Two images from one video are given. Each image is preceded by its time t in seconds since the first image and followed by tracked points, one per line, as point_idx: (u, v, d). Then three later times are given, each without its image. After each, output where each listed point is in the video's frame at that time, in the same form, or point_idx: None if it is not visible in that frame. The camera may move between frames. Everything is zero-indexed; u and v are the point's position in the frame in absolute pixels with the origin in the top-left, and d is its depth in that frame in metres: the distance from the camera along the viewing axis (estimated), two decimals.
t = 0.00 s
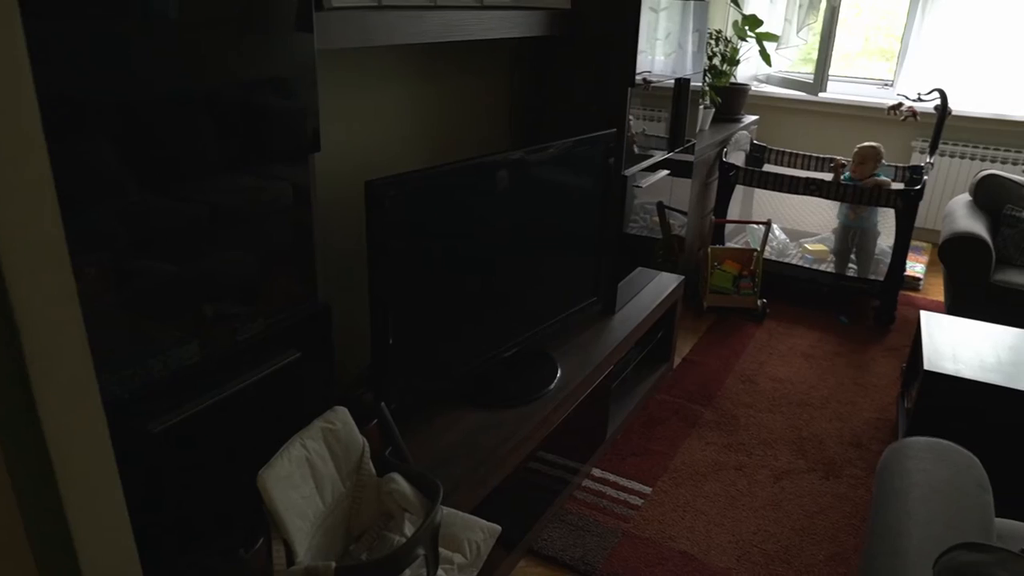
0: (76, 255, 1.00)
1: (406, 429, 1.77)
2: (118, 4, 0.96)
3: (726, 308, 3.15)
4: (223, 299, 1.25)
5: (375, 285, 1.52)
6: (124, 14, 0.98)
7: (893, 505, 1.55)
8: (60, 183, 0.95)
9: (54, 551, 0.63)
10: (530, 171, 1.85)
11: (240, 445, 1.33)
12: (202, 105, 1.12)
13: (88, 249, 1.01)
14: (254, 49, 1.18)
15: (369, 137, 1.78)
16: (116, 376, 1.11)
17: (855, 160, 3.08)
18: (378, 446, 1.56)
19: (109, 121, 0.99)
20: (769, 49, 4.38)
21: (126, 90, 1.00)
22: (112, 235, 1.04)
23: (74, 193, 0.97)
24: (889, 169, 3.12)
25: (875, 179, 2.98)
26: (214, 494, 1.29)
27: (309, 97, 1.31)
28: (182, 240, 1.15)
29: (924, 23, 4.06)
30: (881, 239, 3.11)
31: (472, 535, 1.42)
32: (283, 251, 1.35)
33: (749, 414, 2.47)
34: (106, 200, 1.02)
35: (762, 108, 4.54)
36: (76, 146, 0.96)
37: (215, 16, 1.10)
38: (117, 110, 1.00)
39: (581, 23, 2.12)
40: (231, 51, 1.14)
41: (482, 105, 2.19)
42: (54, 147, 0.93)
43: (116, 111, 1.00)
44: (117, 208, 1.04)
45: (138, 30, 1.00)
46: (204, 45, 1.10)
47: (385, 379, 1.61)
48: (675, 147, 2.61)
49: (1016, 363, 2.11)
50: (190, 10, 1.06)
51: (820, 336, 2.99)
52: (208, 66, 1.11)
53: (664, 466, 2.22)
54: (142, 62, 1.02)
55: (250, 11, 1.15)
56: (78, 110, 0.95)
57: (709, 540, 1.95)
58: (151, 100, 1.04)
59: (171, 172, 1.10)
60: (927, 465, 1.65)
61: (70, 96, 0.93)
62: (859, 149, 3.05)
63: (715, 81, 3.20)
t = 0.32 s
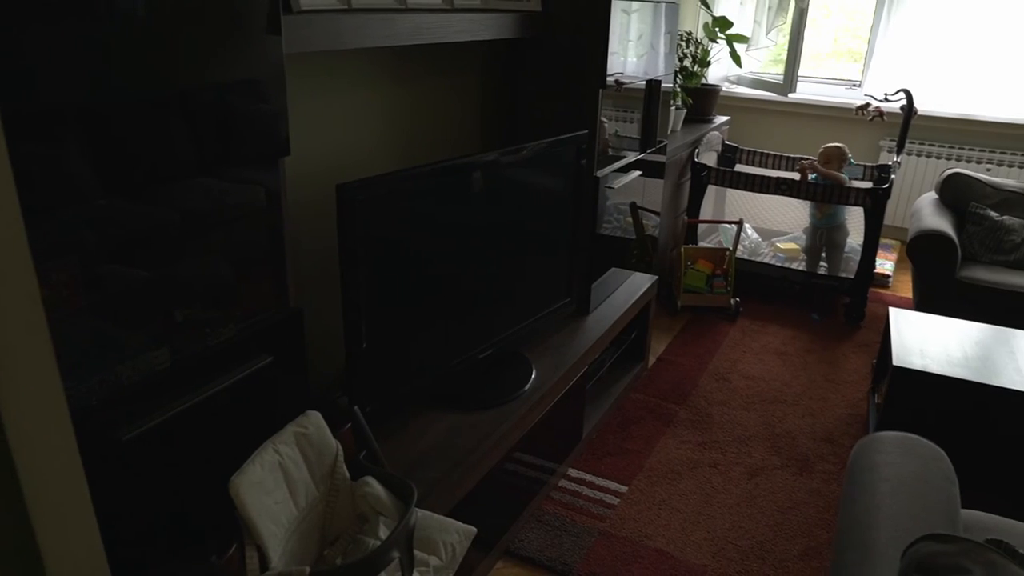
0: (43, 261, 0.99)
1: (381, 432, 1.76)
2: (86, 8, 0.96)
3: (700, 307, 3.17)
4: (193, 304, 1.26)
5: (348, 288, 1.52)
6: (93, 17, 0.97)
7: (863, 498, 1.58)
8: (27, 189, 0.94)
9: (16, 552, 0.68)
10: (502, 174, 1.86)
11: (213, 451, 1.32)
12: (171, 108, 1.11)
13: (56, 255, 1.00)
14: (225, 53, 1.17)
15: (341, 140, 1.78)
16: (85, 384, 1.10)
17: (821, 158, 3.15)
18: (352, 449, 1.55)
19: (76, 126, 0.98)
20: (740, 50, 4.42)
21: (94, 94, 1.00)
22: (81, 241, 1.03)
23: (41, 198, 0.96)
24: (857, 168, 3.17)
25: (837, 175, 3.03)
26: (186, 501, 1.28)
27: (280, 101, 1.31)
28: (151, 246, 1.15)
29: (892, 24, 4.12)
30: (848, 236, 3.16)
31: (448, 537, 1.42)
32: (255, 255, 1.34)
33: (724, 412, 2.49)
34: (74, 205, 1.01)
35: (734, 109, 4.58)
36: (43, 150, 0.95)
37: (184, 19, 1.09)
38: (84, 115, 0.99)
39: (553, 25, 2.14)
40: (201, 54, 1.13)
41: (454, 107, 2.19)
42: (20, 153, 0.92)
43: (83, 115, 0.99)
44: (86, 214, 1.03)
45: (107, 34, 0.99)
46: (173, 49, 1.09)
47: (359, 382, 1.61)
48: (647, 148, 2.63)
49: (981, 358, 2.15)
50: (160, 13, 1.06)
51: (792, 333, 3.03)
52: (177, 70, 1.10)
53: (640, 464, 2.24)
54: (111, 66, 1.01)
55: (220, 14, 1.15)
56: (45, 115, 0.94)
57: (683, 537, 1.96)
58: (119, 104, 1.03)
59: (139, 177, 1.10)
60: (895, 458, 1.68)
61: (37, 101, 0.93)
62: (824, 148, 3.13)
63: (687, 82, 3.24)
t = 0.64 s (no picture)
0: (9, 268, 0.98)
1: (355, 436, 1.76)
2: (52, 11, 0.95)
3: (674, 307, 3.19)
4: (162, 311, 1.24)
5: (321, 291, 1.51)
6: (58, 20, 0.96)
7: (832, 490, 1.60)
8: None
9: None
10: (474, 176, 1.87)
11: (185, 458, 1.31)
12: (141, 111, 1.11)
13: (22, 260, 0.99)
14: (193, 55, 1.17)
15: (311, 142, 1.77)
16: (52, 393, 1.08)
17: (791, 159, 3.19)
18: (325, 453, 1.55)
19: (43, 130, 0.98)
20: (710, 51, 4.47)
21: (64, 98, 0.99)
22: (48, 246, 1.02)
23: (8, 203, 0.95)
24: (825, 168, 3.21)
25: (804, 174, 3.08)
26: (157, 508, 1.27)
27: (251, 104, 1.30)
28: (120, 251, 1.14)
29: (859, 24, 4.19)
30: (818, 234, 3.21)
31: (423, 538, 1.41)
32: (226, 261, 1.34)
33: (698, 410, 2.51)
34: (41, 210, 1.00)
35: (707, 109, 4.62)
36: (10, 155, 0.94)
37: (151, 22, 1.09)
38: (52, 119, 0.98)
39: (524, 27, 2.15)
40: (171, 56, 1.13)
41: (426, 109, 2.19)
42: None
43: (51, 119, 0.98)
44: (55, 218, 1.02)
45: (73, 37, 0.98)
46: (141, 51, 1.08)
47: (332, 385, 1.60)
48: (619, 148, 2.65)
49: (947, 352, 2.19)
50: (126, 15, 1.05)
51: (765, 331, 3.06)
52: (147, 72, 1.10)
53: (615, 463, 2.25)
54: (80, 69, 1.00)
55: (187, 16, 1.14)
56: (12, 119, 0.93)
57: (659, 534, 1.98)
58: (88, 108, 1.03)
59: (110, 181, 1.09)
60: (865, 452, 1.70)
61: (5, 103, 0.92)
62: (794, 149, 3.18)
63: (658, 83, 3.27)
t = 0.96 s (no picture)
0: None
1: (325, 439, 1.75)
2: (10, 15, 0.94)
3: (645, 305, 3.21)
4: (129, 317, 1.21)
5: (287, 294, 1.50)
6: (15, 24, 0.95)
7: (798, 483, 1.62)
8: None
9: None
10: (442, 177, 1.87)
11: (151, 465, 1.29)
12: (103, 116, 1.09)
13: None
14: (155, 56, 1.15)
15: (274, 145, 1.76)
16: (15, 405, 1.06)
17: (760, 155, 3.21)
18: (295, 457, 1.54)
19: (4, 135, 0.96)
20: (676, 51, 4.50)
21: (24, 103, 0.98)
22: (8, 252, 1.01)
23: None
24: (792, 166, 3.25)
25: (771, 171, 3.11)
26: (124, 516, 1.25)
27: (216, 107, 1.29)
28: (86, 257, 1.12)
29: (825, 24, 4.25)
30: (784, 231, 3.26)
31: (393, 540, 1.41)
32: (195, 266, 1.32)
33: (669, 407, 2.53)
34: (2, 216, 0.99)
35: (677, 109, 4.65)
36: None
37: (113, 24, 1.07)
38: (13, 125, 0.97)
39: (491, 29, 2.15)
40: (133, 59, 1.11)
41: (391, 109, 2.18)
42: None
43: (12, 124, 0.97)
44: (14, 222, 1.01)
45: (33, 42, 0.97)
46: (102, 54, 1.07)
47: (300, 389, 1.59)
48: (588, 148, 2.66)
49: (911, 345, 2.23)
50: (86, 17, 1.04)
51: (735, 327, 3.10)
52: (108, 76, 1.08)
53: (588, 462, 2.26)
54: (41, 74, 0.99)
55: (149, 19, 1.13)
56: None
57: (632, 532, 1.99)
58: (50, 114, 1.02)
59: (72, 186, 1.07)
60: (830, 445, 1.73)
61: None
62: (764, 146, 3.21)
63: (625, 83, 3.29)
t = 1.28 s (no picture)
0: None
1: (300, 443, 1.73)
2: None
3: (621, 305, 3.23)
4: (97, 323, 1.20)
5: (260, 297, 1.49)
6: None
7: (771, 478, 1.64)
8: None
9: None
10: (416, 178, 1.86)
11: (122, 472, 1.27)
12: (70, 119, 1.08)
13: None
14: (123, 58, 1.14)
15: (244, 146, 1.75)
16: None
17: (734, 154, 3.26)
18: (267, 461, 1.53)
19: None
20: (649, 52, 4.53)
21: None
22: None
23: None
24: (763, 164, 3.29)
25: (744, 170, 3.14)
26: (95, 524, 1.24)
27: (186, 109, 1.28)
28: (54, 261, 1.11)
29: (795, 25, 4.30)
30: (757, 229, 3.29)
31: (369, 544, 1.39)
32: (166, 271, 1.31)
33: (645, 406, 2.54)
34: None
35: (650, 110, 4.68)
36: None
37: (78, 26, 1.06)
38: None
39: (463, 30, 2.16)
40: (100, 61, 1.10)
41: (362, 109, 2.17)
42: None
43: None
44: None
45: None
46: (68, 57, 1.05)
47: (273, 392, 1.58)
48: (561, 149, 2.67)
49: (882, 340, 2.26)
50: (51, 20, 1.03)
51: (710, 325, 3.12)
52: (74, 79, 1.07)
53: (565, 462, 2.26)
54: (8, 75, 0.98)
55: (116, 20, 1.12)
56: None
57: (609, 530, 2.00)
58: (19, 115, 1.01)
59: (41, 190, 1.06)
60: (802, 441, 1.74)
61: None
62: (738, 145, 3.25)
63: (598, 84, 3.31)
